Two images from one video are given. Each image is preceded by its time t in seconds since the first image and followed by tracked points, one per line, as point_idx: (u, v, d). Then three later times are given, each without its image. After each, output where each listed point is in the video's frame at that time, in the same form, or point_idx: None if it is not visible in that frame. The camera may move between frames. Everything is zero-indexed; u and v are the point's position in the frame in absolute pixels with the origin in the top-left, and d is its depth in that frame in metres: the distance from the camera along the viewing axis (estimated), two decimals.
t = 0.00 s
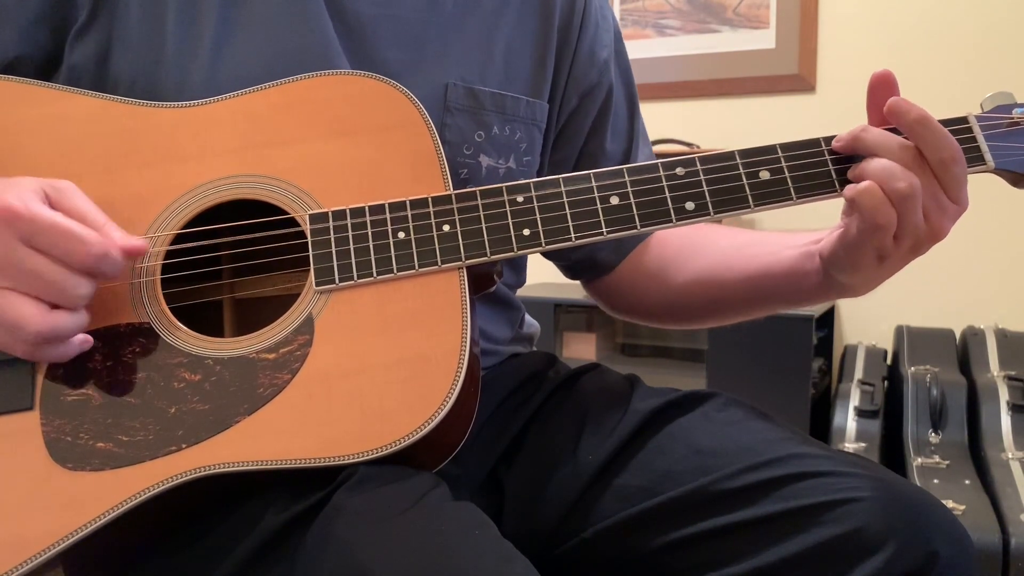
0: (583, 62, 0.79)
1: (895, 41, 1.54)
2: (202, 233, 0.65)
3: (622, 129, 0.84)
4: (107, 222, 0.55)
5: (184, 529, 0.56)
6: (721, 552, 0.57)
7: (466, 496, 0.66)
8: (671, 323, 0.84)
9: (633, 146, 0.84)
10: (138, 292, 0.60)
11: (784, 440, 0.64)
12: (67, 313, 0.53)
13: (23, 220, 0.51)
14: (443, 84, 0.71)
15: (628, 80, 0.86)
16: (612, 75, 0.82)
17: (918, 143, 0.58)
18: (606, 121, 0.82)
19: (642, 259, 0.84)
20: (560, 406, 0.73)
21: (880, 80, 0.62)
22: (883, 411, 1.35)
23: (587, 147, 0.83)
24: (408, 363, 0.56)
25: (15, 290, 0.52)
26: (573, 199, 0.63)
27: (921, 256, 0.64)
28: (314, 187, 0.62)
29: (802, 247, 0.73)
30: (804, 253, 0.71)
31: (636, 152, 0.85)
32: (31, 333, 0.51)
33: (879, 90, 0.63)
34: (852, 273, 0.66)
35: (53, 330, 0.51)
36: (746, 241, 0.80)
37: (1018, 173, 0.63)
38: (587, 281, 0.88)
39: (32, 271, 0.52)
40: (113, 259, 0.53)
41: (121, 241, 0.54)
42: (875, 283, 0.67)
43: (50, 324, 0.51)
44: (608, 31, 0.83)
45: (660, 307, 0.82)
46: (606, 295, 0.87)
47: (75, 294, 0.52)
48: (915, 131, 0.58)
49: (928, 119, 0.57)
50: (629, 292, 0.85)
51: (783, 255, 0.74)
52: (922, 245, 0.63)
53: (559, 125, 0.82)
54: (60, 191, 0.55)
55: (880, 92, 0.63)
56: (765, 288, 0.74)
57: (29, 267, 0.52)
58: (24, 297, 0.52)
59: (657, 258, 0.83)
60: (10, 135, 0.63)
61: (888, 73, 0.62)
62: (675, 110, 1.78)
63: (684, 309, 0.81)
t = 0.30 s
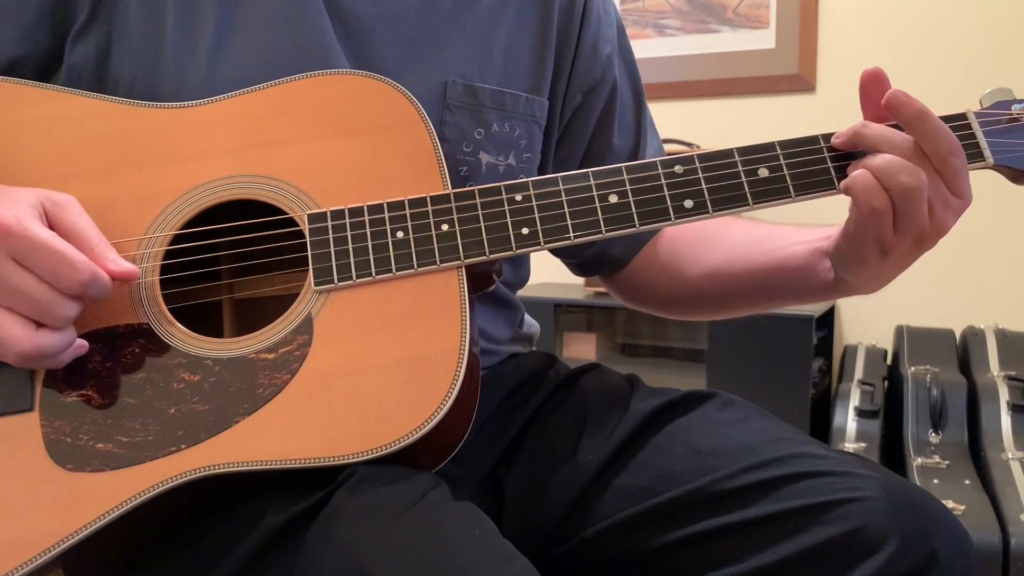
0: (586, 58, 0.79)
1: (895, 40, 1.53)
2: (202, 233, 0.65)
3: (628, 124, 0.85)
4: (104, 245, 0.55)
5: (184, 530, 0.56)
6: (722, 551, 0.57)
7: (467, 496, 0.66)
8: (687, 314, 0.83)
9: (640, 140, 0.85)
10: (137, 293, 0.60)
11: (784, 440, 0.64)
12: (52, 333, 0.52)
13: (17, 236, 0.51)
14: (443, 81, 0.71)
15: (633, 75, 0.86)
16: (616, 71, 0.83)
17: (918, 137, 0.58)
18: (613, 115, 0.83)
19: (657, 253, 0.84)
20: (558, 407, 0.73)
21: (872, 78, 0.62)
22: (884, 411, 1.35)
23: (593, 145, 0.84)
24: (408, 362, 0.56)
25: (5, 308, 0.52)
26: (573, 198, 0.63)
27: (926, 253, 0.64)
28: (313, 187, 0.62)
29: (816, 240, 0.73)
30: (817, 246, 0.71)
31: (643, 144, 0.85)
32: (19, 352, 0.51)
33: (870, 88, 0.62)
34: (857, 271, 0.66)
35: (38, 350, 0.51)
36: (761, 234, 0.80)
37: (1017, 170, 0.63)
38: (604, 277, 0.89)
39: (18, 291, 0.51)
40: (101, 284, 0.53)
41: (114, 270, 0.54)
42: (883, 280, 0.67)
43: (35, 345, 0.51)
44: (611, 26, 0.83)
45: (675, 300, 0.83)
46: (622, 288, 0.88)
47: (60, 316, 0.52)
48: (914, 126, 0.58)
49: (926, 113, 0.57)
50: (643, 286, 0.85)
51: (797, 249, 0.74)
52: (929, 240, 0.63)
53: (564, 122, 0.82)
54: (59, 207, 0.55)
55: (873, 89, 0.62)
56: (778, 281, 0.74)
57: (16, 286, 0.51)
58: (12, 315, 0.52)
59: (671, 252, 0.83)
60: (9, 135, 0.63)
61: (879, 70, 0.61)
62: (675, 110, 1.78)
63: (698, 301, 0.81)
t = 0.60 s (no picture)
0: (586, 57, 0.79)
1: (895, 41, 1.53)
2: (202, 234, 0.65)
3: (628, 125, 0.85)
4: (98, 253, 0.55)
5: (184, 530, 0.56)
6: (721, 552, 0.57)
7: (467, 496, 0.66)
8: (687, 316, 0.84)
9: (641, 139, 0.85)
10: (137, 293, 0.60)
11: (785, 440, 0.64)
12: (42, 340, 0.52)
13: (7, 241, 0.51)
14: (443, 81, 0.71)
15: (633, 74, 0.86)
16: (617, 71, 0.83)
17: (916, 136, 0.58)
18: (612, 116, 0.83)
19: (658, 254, 0.84)
20: (558, 407, 0.73)
21: (873, 77, 0.62)
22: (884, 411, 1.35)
23: (593, 145, 0.84)
24: (408, 363, 0.56)
25: None
26: (573, 198, 0.63)
27: (926, 254, 0.64)
28: (313, 187, 0.62)
29: (817, 242, 0.73)
30: (819, 249, 0.71)
31: (644, 144, 0.85)
32: (9, 359, 0.51)
33: (872, 87, 0.62)
34: (856, 271, 0.66)
35: (28, 356, 0.52)
36: (760, 236, 0.80)
37: (1017, 170, 0.63)
38: (604, 277, 0.89)
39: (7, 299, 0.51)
40: (93, 292, 0.52)
41: (107, 279, 0.54)
42: (884, 281, 0.67)
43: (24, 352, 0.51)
44: (611, 27, 0.83)
45: (675, 301, 0.82)
46: (622, 289, 0.87)
47: (49, 323, 0.52)
48: (911, 125, 0.58)
49: (922, 112, 0.57)
50: (642, 287, 0.85)
51: (798, 251, 0.74)
52: (929, 241, 0.62)
53: (564, 122, 0.82)
54: (56, 215, 0.55)
55: (873, 89, 0.62)
56: (779, 283, 0.74)
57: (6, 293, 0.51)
58: (3, 321, 0.52)
59: (671, 253, 0.83)
60: (9, 135, 0.63)
61: (880, 70, 0.61)
62: (675, 110, 1.78)
63: (699, 303, 0.81)
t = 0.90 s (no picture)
0: (585, 58, 0.79)
1: (895, 41, 1.53)
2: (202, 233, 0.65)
3: (628, 126, 0.85)
4: (98, 211, 0.55)
5: (183, 529, 0.56)
6: (721, 551, 0.57)
7: (466, 496, 0.66)
8: (685, 316, 0.83)
9: (640, 141, 0.85)
10: (138, 292, 0.60)
11: (784, 440, 0.64)
12: (58, 309, 0.52)
13: (9, 215, 0.51)
14: (442, 82, 0.71)
15: (632, 76, 0.86)
16: (616, 71, 0.83)
17: (913, 137, 0.59)
18: (611, 117, 0.83)
19: (656, 254, 0.84)
20: (558, 407, 0.73)
21: (872, 78, 0.62)
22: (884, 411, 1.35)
23: (593, 145, 0.84)
24: (408, 363, 0.56)
25: (11, 289, 0.52)
26: (572, 198, 0.63)
27: (925, 254, 0.63)
28: (313, 187, 0.62)
29: (817, 243, 0.73)
30: (818, 248, 0.71)
31: (642, 146, 0.85)
32: (27, 330, 0.51)
33: (870, 88, 0.62)
34: (854, 272, 0.66)
35: (47, 327, 0.52)
36: (759, 236, 0.80)
37: (1016, 171, 0.63)
38: (602, 278, 0.88)
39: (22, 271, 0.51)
40: (101, 251, 0.53)
41: (112, 233, 0.54)
42: (883, 282, 0.67)
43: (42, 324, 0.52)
44: (611, 28, 0.83)
45: (673, 301, 0.82)
46: (621, 290, 0.87)
47: (64, 289, 0.52)
48: (908, 126, 0.58)
49: (919, 112, 0.57)
50: (641, 288, 0.85)
51: (797, 251, 0.74)
52: (927, 242, 0.62)
53: (564, 122, 0.82)
54: (51, 184, 0.55)
55: (871, 89, 0.62)
56: (778, 283, 0.74)
57: (19, 265, 0.51)
58: (18, 294, 0.52)
59: (670, 254, 0.83)
60: (9, 135, 0.63)
61: (879, 70, 0.61)
62: (675, 111, 1.78)
63: (697, 303, 0.81)
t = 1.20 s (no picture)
0: (586, 58, 0.79)
1: (895, 41, 1.54)
2: (203, 233, 0.65)
3: (628, 126, 0.85)
4: (98, 265, 0.55)
5: (183, 530, 0.56)
6: (721, 552, 0.57)
7: (467, 496, 0.66)
8: (686, 316, 0.84)
9: (641, 141, 0.85)
10: (138, 292, 0.60)
11: (784, 440, 0.64)
12: (30, 351, 0.52)
13: (6, 250, 0.51)
14: (443, 83, 0.71)
15: (632, 76, 0.86)
16: (617, 72, 0.83)
17: (912, 138, 0.59)
18: (612, 117, 0.83)
19: (657, 254, 0.84)
20: (558, 407, 0.73)
21: (872, 79, 0.62)
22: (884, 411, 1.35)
23: (593, 146, 0.84)
24: (408, 363, 0.56)
25: None
26: (573, 198, 0.63)
27: (926, 255, 0.63)
28: (313, 187, 0.62)
29: (818, 243, 0.73)
30: (819, 249, 0.71)
31: (643, 146, 0.85)
32: None
33: (870, 88, 0.62)
34: (855, 272, 0.66)
35: (14, 367, 0.51)
36: (759, 237, 0.80)
37: (1017, 172, 0.63)
38: (602, 277, 0.88)
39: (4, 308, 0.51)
40: (89, 304, 0.52)
41: (104, 291, 0.54)
42: (884, 282, 0.67)
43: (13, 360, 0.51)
44: (611, 28, 0.83)
45: (674, 301, 0.82)
46: (621, 290, 0.87)
47: (41, 335, 0.52)
48: (906, 126, 0.58)
49: (916, 113, 0.58)
50: (641, 288, 0.85)
51: (798, 252, 0.74)
52: (928, 243, 0.62)
53: (564, 123, 0.82)
54: (59, 226, 0.55)
55: (872, 90, 0.62)
56: (779, 283, 0.74)
57: None
58: None
59: (671, 253, 0.83)
60: (9, 135, 0.63)
61: (879, 71, 0.61)
62: (675, 110, 1.78)
63: (698, 303, 0.81)
